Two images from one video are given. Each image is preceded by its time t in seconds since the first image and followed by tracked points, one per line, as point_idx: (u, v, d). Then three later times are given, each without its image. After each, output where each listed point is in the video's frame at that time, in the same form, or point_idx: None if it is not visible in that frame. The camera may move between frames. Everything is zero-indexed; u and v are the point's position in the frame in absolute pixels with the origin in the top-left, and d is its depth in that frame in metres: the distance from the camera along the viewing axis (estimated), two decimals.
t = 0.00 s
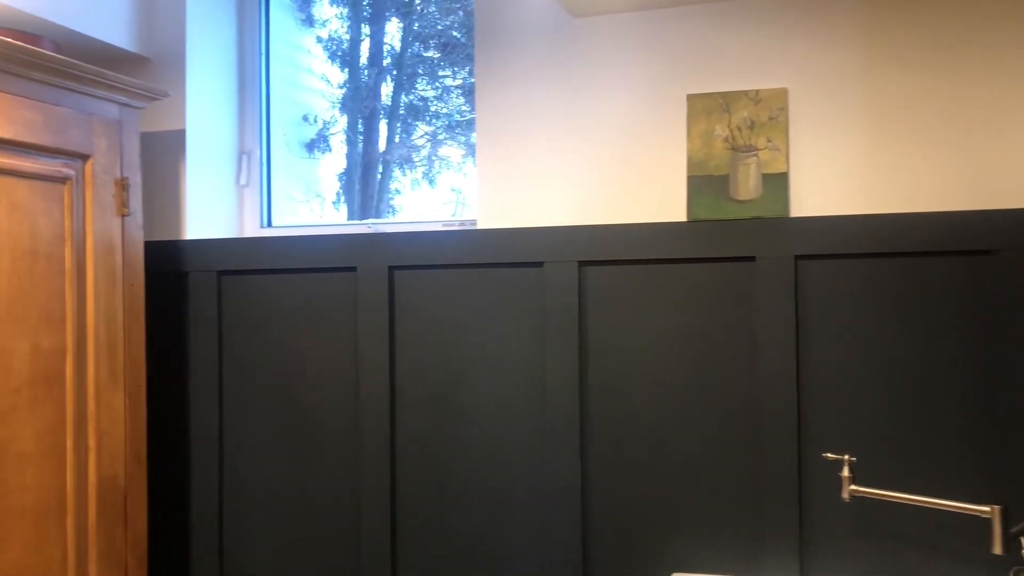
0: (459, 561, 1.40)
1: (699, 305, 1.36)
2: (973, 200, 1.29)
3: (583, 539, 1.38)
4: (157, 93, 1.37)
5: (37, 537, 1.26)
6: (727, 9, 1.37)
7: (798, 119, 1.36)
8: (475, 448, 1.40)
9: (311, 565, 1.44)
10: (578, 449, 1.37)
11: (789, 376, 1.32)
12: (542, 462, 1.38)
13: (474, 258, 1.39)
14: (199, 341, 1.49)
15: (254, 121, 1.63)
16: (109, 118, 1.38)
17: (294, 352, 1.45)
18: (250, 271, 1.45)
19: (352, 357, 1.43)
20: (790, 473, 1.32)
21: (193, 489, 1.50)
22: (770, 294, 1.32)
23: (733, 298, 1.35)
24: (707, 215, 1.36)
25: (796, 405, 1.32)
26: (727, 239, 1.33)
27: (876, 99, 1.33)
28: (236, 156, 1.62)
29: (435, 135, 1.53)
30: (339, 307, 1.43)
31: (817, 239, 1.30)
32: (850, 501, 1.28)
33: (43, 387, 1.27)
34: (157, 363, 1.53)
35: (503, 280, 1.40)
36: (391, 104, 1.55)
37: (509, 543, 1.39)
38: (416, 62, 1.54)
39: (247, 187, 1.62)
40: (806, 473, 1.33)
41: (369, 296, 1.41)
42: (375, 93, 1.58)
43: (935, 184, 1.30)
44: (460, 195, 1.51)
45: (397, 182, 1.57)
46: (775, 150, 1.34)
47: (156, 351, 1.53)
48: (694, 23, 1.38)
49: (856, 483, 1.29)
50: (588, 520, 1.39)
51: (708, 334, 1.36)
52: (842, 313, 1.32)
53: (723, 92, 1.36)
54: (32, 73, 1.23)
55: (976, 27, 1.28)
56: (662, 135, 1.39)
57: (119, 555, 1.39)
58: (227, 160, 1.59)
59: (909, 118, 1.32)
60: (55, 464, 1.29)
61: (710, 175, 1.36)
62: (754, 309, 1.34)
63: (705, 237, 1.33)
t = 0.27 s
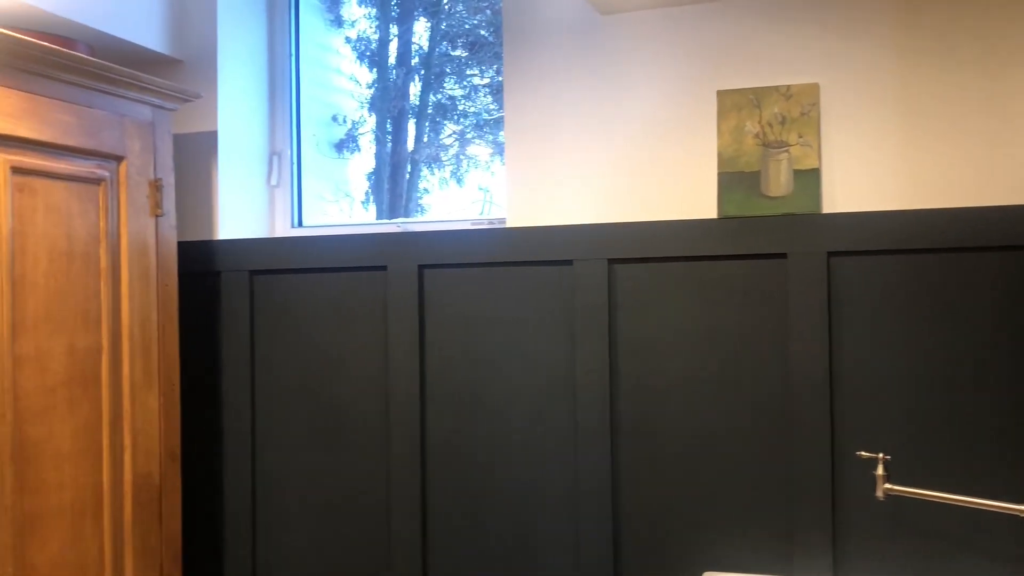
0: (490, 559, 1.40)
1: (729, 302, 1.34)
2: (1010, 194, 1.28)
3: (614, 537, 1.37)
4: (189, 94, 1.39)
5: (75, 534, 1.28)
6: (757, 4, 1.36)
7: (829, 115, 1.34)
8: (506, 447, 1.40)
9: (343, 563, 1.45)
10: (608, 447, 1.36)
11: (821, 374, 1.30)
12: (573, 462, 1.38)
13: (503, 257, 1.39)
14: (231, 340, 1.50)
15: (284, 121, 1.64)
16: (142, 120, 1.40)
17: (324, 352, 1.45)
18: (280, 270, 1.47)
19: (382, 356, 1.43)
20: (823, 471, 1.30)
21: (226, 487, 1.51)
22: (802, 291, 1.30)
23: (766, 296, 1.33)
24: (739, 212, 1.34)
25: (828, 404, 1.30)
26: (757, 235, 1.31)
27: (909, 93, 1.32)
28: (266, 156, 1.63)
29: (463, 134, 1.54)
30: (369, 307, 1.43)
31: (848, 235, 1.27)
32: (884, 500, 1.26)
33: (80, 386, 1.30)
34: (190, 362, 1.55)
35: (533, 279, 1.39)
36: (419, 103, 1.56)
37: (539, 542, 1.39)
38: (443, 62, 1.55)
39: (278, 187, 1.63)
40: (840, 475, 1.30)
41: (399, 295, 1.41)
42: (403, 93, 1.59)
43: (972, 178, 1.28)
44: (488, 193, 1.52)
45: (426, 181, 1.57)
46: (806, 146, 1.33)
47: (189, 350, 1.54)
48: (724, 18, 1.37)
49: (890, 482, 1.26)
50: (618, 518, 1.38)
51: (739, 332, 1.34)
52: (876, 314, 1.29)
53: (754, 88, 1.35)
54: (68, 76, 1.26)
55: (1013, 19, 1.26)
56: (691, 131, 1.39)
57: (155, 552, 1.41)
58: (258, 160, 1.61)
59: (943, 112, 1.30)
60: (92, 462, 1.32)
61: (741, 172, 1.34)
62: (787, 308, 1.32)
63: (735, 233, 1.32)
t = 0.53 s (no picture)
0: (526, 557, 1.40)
1: (765, 299, 1.33)
2: None
3: (649, 536, 1.36)
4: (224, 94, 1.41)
5: (116, 529, 1.31)
6: None
7: (867, 109, 1.32)
8: (541, 444, 1.40)
9: (378, 561, 1.46)
10: (643, 445, 1.35)
11: (859, 372, 1.28)
12: (608, 460, 1.37)
13: (536, 255, 1.39)
14: (267, 339, 1.51)
15: (318, 122, 1.66)
16: (179, 121, 1.43)
17: (359, 350, 1.46)
18: (314, 269, 1.48)
19: (417, 354, 1.44)
20: (862, 471, 1.28)
21: (262, 484, 1.52)
22: (839, 288, 1.28)
23: (803, 293, 1.31)
24: (774, 207, 1.33)
25: (866, 402, 1.27)
26: (793, 231, 1.29)
27: (949, 86, 1.29)
28: (301, 156, 1.65)
29: (495, 132, 1.54)
30: (403, 304, 1.44)
31: (886, 231, 1.25)
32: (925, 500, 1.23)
33: (120, 385, 1.33)
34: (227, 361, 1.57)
35: (567, 276, 1.39)
36: (451, 102, 1.57)
37: (575, 540, 1.39)
38: (474, 60, 1.56)
39: (312, 187, 1.65)
40: (881, 475, 1.28)
41: (433, 294, 1.42)
42: (436, 91, 1.59)
43: (1016, 172, 1.26)
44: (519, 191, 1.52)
45: (457, 180, 1.58)
46: (843, 141, 1.32)
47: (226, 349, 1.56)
48: (758, 13, 1.36)
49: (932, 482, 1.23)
50: (654, 517, 1.37)
51: (776, 329, 1.33)
52: (915, 310, 1.27)
53: (790, 83, 1.34)
54: (107, 79, 1.29)
55: None
56: (726, 126, 1.38)
57: (193, 548, 1.44)
58: (293, 161, 1.63)
59: (985, 105, 1.28)
60: (132, 459, 1.35)
61: (777, 167, 1.34)
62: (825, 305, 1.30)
63: (770, 230, 1.31)
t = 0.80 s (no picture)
0: (564, 554, 1.40)
1: (805, 295, 1.31)
2: None
3: (689, 534, 1.35)
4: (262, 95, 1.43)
5: (159, 525, 1.34)
6: None
7: (909, 102, 1.30)
8: (578, 442, 1.39)
9: (416, 557, 1.46)
10: (682, 443, 1.34)
11: (902, 369, 1.26)
12: (646, 457, 1.36)
13: (572, 251, 1.38)
14: (306, 336, 1.53)
15: (355, 121, 1.68)
16: (218, 121, 1.45)
17: (396, 347, 1.47)
18: (350, 267, 1.49)
19: (453, 351, 1.44)
20: (905, 470, 1.25)
21: (301, 481, 1.54)
22: (881, 283, 1.26)
23: (844, 289, 1.30)
24: (814, 203, 1.33)
25: (909, 400, 1.25)
26: (834, 226, 1.28)
27: (993, 78, 1.27)
28: (338, 155, 1.67)
29: (530, 129, 1.54)
30: (440, 302, 1.45)
31: (929, 226, 1.23)
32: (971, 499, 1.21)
33: (162, 382, 1.36)
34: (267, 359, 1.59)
35: (604, 273, 1.38)
36: (485, 100, 1.57)
37: (613, 538, 1.38)
38: (509, 58, 1.56)
39: (349, 185, 1.67)
40: (926, 474, 1.26)
41: (469, 291, 1.42)
42: (471, 89, 1.60)
43: None
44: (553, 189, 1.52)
45: (492, 178, 1.59)
46: (885, 135, 1.30)
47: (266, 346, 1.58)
48: (796, 6, 1.35)
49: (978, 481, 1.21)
50: (693, 515, 1.36)
51: (816, 326, 1.31)
52: (960, 306, 1.24)
53: (831, 77, 1.32)
54: (148, 80, 1.31)
55: None
56: (763, 121, 1.37)
57: (234, 543, 1.46)
58: (331, 160, 1.65)
59: None
60: (175, 456, 1.37)
61: (818, 163, 1.32)
62: (866, 301, 1.28)
63: (810, 226, 1.29)
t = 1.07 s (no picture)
0: (600, 552, 1.39)
1: (846, 292, 1.29)
2: None
3: (727, 533, 1.34)
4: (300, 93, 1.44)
5: (201, 520, 1.36)
6: None
7: (952, 96, 1.28)
8: (614, 439, 1.39)
9: (453, 554, 1.47)
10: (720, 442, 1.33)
11: (945, 367, 1.23)
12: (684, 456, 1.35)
13: (608, 249, 1.38)
14: (341, 334, 1.54)
15: (390, 120, 1.69)
16: (257, 121, 1.47)
17: (432, 344, 1.48)
18: (386, 266, 1.50)
19: (489, 349, 1.44)
20: (949, 470, 1.23)
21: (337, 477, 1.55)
22: (923, 279, 1.24)
23: (885, 285, 1.27)
24: (855, 198, 1.30)
25: (953, 398, 1.23)
26: (875, 221, 1.26)
27: None
28: (373, 154, 1.69)
29: (564, 126, 1.55)
30: (475, 299, 1.45)
31: (974, 222, 1.21)
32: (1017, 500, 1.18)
33: (203, 378, 1.38)
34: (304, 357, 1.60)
35: (642, 270, 1.38)
36: (519, 97, 1.58)
37: (651, 536, 1.37)
38: (543, 55, 1.57)
39: (385, 184, 1.69)
40: (970, 474, 1.23)
41: (504, 289, 1.42)
42: (505, 87, 1.61)
43: None
44: (587, 185, 1.53)
45: (526, 175, 1.59)
46: (928, 129, 1.27)
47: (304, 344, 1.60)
48: None
49: None
50: (732, 514, 1.35)
51: (857, 323, 1.29)
52: (1006, 302, 1.21)
53: (871, 70, 1.30)
54: (187, 80, 1.34)
55: None
56: (801, 116, 1.35)
57: (275, 539, 1.48)
58: (366, 158, 1.67)
59: None
60: (215, 451, 1.39)
61: (860, 157, 1.30)
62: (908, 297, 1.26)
63: (851, 221, 1.27)
